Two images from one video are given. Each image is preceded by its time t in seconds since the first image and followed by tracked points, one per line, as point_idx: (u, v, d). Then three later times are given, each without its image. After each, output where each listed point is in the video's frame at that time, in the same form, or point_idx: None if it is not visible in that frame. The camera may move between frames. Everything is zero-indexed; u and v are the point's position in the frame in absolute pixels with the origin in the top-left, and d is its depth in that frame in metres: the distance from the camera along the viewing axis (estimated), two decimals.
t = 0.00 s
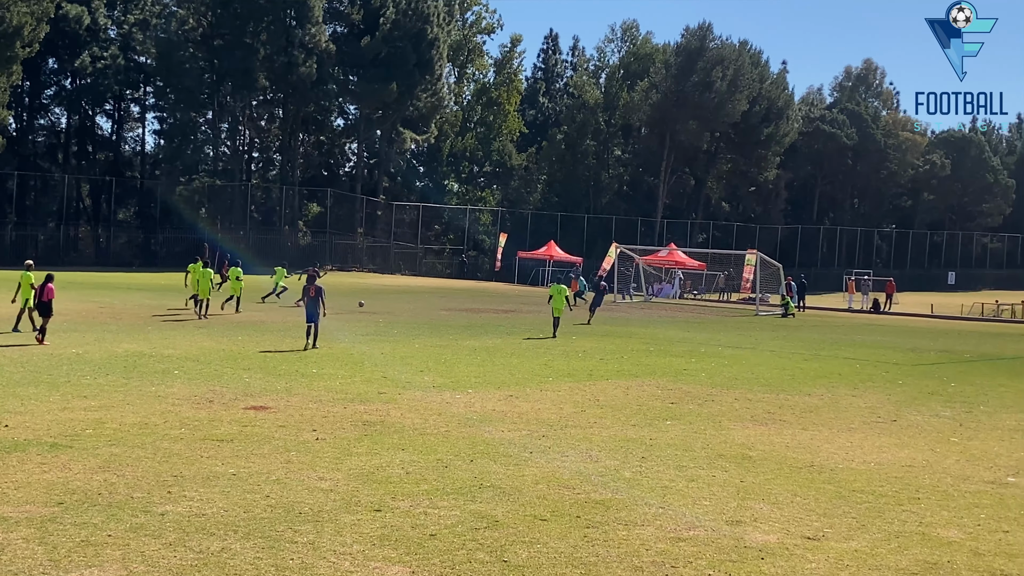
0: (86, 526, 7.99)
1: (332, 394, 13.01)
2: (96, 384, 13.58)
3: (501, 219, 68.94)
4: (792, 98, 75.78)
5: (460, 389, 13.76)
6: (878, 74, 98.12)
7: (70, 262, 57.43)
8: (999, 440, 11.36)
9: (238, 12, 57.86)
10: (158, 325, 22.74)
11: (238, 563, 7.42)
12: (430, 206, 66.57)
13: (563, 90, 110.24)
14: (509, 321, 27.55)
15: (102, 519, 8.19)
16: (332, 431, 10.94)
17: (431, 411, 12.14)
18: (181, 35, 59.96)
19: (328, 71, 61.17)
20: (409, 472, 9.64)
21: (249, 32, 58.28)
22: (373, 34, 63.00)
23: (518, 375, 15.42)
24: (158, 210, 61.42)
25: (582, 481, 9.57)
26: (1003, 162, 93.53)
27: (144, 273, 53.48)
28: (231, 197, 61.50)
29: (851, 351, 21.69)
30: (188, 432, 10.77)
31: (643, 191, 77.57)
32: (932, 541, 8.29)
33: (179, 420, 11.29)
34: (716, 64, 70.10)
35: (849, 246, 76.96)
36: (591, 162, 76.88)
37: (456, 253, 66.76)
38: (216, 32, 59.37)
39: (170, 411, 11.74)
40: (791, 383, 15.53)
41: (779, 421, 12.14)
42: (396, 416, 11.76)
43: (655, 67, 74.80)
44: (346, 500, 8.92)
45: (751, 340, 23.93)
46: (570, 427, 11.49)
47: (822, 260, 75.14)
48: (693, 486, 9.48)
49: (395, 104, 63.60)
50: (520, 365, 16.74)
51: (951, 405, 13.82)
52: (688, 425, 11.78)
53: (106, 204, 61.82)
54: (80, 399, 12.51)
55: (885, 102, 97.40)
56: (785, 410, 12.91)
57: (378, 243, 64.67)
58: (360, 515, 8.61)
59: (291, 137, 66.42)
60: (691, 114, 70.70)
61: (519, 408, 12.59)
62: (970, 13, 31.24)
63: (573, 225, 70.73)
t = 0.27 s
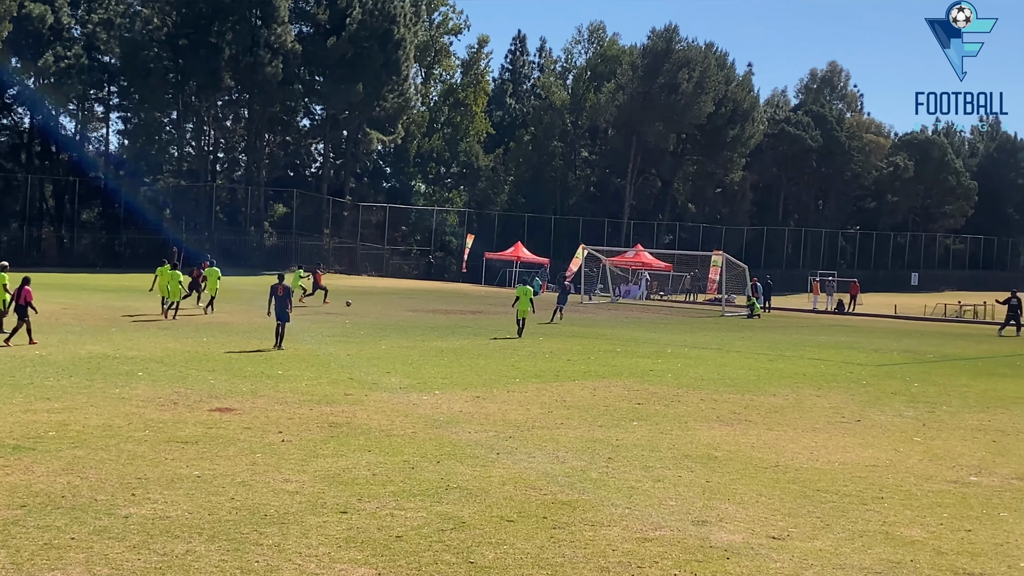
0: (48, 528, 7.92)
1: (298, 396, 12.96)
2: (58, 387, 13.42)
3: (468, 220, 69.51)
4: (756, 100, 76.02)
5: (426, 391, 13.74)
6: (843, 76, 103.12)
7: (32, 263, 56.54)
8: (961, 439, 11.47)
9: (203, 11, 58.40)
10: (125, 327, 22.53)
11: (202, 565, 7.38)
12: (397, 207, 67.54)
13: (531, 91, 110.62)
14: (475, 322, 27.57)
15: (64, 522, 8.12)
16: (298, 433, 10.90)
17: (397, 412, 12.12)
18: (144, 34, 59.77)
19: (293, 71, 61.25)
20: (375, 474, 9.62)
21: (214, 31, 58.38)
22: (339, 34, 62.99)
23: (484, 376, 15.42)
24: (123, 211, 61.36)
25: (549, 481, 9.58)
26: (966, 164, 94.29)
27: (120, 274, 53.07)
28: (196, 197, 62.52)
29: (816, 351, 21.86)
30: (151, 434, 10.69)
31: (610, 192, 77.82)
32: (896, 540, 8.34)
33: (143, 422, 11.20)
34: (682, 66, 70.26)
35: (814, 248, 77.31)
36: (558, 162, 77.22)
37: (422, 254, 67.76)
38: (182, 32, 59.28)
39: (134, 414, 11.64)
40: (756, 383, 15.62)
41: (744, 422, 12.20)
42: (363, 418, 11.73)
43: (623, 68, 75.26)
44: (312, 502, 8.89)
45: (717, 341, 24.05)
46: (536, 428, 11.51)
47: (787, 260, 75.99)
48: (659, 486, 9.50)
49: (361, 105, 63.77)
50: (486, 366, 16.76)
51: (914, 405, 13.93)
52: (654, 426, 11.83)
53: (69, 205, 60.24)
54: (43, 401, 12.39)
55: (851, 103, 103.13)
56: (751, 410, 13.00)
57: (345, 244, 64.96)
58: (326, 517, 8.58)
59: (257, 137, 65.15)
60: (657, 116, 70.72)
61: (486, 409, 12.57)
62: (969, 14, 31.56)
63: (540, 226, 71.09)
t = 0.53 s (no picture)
0: (13, 532, 7.84)
1: (266, 398, 12.92)
2: (21, 389, 13.26)
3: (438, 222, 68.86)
4: (725, 103, 76.64)
5: (396, 393, 13.72)
6: (811, 79, 107.97)
7: None
8: (927, 440, 11.55)
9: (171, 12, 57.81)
10: (93, 329, 22.33)
11: (168, 569, 7.32)
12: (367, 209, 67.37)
13: (501, 92, 111.23)
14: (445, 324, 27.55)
15: (29, 525, 8.04)
16: (265, 436, 10.85)
17: (366, 415, 12.09)
18: (112, 35, 61.48)
19: (262, 72, 61.07)
20: (344, 477, 9.59)
21: (182, 32, 58.32)
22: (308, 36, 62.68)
23: (453, 378, 15.41)
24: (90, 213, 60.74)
25: (518, 484, 9.57)
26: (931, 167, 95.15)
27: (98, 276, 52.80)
28: (163, 198, 63.48)
29: (784, 352, 22.00)
30: (118, 437, 10.60)
31: (580, 194, 77.46)
32: (863, 541, 8.37)
33: (109, 425, 11.10)
34: (652, 68, 70.86)
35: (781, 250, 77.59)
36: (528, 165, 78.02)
37: (392, 257, 66.99)
38: (149, 33, 59.42)
39: (100, 416, 11.54)
40: (724, 385, 15.70)
41: (713, 422, 12.24)
42: (331, 420, 11.69)
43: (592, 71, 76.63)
44: (280, 505, 8.84)
45: (686, 343, 24.14)
46: (505, 430, 11.51)
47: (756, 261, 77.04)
48: (628, 488, 9.51)
49: (331, 108, 63.51)
50: (455, 368, 16.74)
51: (881, 406, 14.03)
52: (622, 427, 11.85)
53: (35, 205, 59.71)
54: (5, 403, 12.22)
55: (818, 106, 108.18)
56: (720, 411, 13.05)
57: (314, 246, 64.81)
58: (294, 520, 8.53)
59: (224, 138, 65.10)
60: (626, 118, 70.97)
61: (455, 411, 12.56)
62: (970, 13, 30.26)
63: (510, 227, 70.87)
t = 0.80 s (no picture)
0: None
1: (238, 401, 12.87)
2: None
3: (410, 224, 69.28)
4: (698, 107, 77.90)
5: (368, 395, 13.71)
6: (784, 83, 110.00)
7: None
8: (898, 442, 11.64)
9: (143, 12, 58.10)
10: (63, 331, 22.12)
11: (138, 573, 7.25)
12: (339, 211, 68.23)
13: (475, 95, 111.67)
14: (418, 327, 27.53)
15: None
16: (237, 439, 10.81)
17: (339, 417, 12.06)
18: (82, 34, 59.63)
19: (235, 73, 61.47)
20: (316, 480, 9.57)
21: (154, 33, 58.29)
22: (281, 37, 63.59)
23: (426, 380, 15.40)
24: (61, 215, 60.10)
25: (491, 486, 9.58)
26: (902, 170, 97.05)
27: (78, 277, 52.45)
28: (135, 199, 63.12)
29: (755, 355, 22.11)
30: (88, 440, 10.52)
31: (553, 197, 77.33)
32: (834, 543, 8.36)
33: (79, 428, 11.01)
34: (625, 71, 71.46)
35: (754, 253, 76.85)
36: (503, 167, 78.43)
37: (365, 258, 67.69)
38: (120, 33, 59.35)
39: (70, 419, 11.45)
40: (696, 387, 15.77)
41: (685, 425, 12.29)
42: (303, 423, 11.65)
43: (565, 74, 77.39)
44: (251, 508, 8.80)
45: (659, 345, 24.24)
46: (478, 433, 11.51)
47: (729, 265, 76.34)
48: (600, 490, 9.53)
49: (305, 108, 64.44)
50: (428, 370, 16.71)
51: (852, 408, 14.11)
52: (595, 430, 11.88)
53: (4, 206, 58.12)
54: None
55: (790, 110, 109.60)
56: (692, 413, 13.10)
57: (286, 248, 65.53)
58: (266, 523, 8.48)
59: (197, 139, 65.70)
60: (598, 120, 71.65)
61: (428, 413, 12.56)
62: (971, 12, 28.13)
63: (484, 230, 70.74)
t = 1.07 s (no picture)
0: None
1: (213, 403, 12.83)
2: None
3: (388, 226, 70.34)
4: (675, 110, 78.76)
5: (345, 398, 13.68)
6: (761, 88, 111.85)
7: None
8: (874, 445, 11.69)
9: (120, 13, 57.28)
10: (38, 332, 21.92)
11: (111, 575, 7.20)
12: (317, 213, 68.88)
13: (453, 98, 111.94)
14: (397, 329, 27.49)
15: None
16: (213, 441, 10.77)
17: (316, 420, 12.03)
18: (57, 35, 59.52)
19: (212, 74, 60.78)
20: (292, 482, 9.54)
21: (130, 33, 57.87)
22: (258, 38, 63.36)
23: (403, 383, 15.38)
24: (36, 216, 60.81)
25: (468, 489, 9.57)
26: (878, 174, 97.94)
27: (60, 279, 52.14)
28: (110, 201, 62.39)
29: (732, 357, 22.17)
30: (63, 442, 10.46)
31: (530, 201, 78.04)
32: (810, 545, 8.36)
33: (53, 430, 10.93)
34: (603, 74, 71.60)
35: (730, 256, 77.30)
36: (480, 169, 78.87)
37: (342, 261, 68.28)
38: (97, 33, 58.95)
39: (44, 421, 11.37)
40: (673, 390, 15.80)
41: (662, 428, 12.32)
42: (279, 425, 11.63)
43: (543, 77, 76.46)
44: (227, 511, 8.75)
45: (637, 348, 24.27)
46: (455, 435, 11.51)
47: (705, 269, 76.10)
48: (577, 492, 9.53)
49: (281, 110, 64.38)
50: (405, 373, 16.69)
51: (828, 411, 14.17)
52: (572, 432, 11.90)
53: None
54: None
55: (766, 114, 110.77)
56: (668, 416, 13.14)
57: (263, 250, 64.87)
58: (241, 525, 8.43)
59: (173, 141, 65.42)
60: (576, 123, 71.67)
61: (405, 416, 12.54)
62: (971, 12, 26.87)
63: (461, 234, 71.17)
